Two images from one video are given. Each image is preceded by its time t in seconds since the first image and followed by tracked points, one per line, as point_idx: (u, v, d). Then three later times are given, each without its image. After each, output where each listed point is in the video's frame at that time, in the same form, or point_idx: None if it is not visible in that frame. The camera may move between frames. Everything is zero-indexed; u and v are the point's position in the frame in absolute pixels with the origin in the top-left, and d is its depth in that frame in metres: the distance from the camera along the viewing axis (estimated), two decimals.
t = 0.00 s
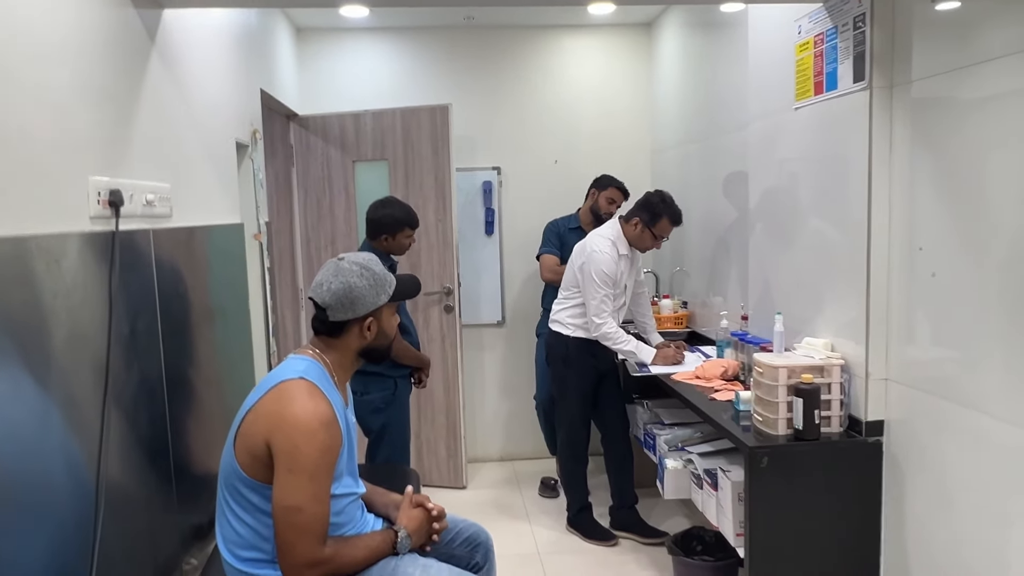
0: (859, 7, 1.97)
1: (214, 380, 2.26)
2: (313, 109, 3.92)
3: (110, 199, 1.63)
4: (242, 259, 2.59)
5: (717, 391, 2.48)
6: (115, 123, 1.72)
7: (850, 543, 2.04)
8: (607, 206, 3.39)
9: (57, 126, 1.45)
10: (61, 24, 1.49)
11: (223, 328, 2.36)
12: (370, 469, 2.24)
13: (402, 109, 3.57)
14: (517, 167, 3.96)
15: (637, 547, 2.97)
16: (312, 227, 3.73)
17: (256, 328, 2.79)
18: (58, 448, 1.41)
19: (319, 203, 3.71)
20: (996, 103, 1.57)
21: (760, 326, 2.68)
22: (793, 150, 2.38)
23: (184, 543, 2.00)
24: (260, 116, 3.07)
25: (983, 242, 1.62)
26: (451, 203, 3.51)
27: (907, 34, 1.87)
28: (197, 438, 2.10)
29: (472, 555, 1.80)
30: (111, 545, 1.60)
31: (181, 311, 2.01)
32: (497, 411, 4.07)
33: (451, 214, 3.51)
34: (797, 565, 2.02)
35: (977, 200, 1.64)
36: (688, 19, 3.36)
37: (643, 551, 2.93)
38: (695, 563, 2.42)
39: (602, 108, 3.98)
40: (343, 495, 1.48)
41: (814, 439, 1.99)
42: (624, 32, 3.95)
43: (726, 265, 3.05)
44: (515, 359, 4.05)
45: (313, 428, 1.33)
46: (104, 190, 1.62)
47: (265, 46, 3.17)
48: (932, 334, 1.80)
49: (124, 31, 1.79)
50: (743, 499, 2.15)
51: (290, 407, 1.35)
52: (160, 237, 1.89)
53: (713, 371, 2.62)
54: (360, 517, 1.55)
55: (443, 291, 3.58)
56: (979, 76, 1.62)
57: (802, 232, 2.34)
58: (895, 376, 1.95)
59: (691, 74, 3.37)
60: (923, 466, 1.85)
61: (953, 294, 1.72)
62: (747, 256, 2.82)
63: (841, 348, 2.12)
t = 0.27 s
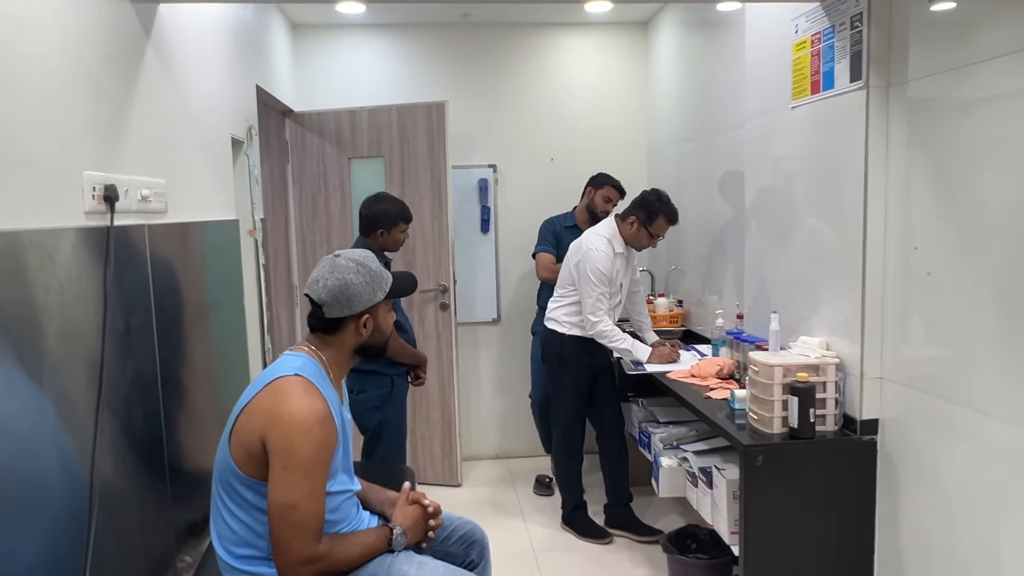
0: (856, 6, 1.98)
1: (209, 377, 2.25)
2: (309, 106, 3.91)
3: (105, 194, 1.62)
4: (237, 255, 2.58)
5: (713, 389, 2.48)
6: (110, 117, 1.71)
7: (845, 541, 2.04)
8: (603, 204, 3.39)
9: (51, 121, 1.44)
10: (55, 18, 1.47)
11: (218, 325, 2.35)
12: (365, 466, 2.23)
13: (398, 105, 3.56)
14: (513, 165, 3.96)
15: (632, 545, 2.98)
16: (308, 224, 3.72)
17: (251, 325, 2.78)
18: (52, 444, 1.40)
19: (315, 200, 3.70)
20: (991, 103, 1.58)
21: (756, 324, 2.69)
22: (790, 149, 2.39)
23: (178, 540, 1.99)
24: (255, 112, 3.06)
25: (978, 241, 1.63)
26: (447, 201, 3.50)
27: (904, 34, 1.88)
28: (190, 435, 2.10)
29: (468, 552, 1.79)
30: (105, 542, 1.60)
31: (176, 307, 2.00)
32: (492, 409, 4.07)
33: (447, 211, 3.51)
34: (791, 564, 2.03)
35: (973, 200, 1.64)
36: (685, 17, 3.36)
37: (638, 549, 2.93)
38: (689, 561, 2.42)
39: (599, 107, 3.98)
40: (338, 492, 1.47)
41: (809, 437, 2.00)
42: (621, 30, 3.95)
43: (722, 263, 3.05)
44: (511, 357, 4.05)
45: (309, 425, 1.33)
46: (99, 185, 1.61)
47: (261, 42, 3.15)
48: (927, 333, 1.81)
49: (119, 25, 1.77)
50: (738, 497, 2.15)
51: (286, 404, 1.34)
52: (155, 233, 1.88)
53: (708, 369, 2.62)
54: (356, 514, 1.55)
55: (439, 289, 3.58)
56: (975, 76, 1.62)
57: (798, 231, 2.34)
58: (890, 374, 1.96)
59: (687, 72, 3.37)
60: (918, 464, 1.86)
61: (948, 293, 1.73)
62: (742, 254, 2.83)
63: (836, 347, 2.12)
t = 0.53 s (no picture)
0: (849, 9, 1.99)
1: (200, 375, 2.24)
2: (302, 103, 3.89)
3: (97, 191, 1.61)
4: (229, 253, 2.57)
5: (705, 390, 2.49)
6: (102, 113, 1.70)
7: (835, 540, 2.06)
8: (596, 204, 3.40)
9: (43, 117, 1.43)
10: (47, 13, 1.46)
11: (209, 323, 2.34)
12: (358, 465, 2.23)
13: (391, 104, 3.55)
14: (506, 165, 3.96)
15: (623, 545, 2.98)
16: (300, 222, 3.71)
17: (242, 323, 2.77)
18: (42, 443, 1.39)
19: (307, 199, 3.69)
20: (983, 107, 1.59)
21: (748, 325, 2.70)
22: (782, 150, 2.40)
23: (168, 539, 1.98)
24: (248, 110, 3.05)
25: (969, 244, 1.64)
26: (439, 200, 3.50)
27: (896, 36, 1.89)
28: (182, 434, 2.08)
29: (460, 551, 1.79)
30: (95, 541, 1.59)
31: (167, 305, 1.99)
32: (484, 408, 4.07)
33: (440, 211, 3.50)
34: (782, 563, 2.04)
35: (964, 202, 1.66)
36: (678, 18, 3.38)
37: (629, 549, 2.94)
38: (681, 560, 2.43)
39: (592, 107, 3.99)
40: (330, 492, 1.47)
41: (800, 437, 2.01)
42: (614, 31, 3.96)
43: (714, 264, 3.06)
44: (503, 357, 4.05)
45: (301, 424, 1.33)
46: (91, 182, 1.60)
47: (254, 39, 3.14)
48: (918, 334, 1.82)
49: (112, 21, 1.76)
50: (729, 497, 2.16)
51: (278, 402, 1.34)
52: (147, 230, 1.87)
53: (700, 370, 2.63)
54: (348, 513, 1.54)
55: (431, 288, 3.57)
56: (967, 79, 1.63)
57: (790, 232, 2.35)
58: (880, 375, 1.98)
59: (681, 73, 3.38)
60: (908, 465, 1.87)
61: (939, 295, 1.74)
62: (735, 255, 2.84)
63: (828, 347, 2.14)
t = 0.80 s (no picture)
0: (837, 15, 2.00)
1: (185, 378, 2.22)
2: (291, 104, 3.87)
3: (83, 191, 1.59)
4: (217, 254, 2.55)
5: (693, 393, 2.50)
6: (89, 112, 1.68)
7: (821, 543, 2.07)
8: (585, 208, 3.41)
9: (29, 115, 1.42)
10: (34, 10, 1.45)
11: (196, 325, 2.32)
12: (345, 469, 2.22)
13: (381, 106, 3.54)
14: (496, 168, 3.96)
15: (611, 548, 2.98)
16: (289, 224, 3.69)
17: (229, 326, 2.75)
18: (26, 445, 1.37)
19: (296, 200, 3.67)
20: (968, 113, 1.61)
21: (736, 329, 2.71)
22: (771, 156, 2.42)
23: (153, 544, 1.96)
24: (236, 111, 3.03)
25: (954, 249, 1.66)
26: (429, 203, 3.49)
27: (883, 43, 1.91)
28: (166, 437, 2.06)
29: (448, 555, 1.78)
30: (79, 544, 1.57)
31: (152, 306, 1.97)
32: (472, 412, 4.06)
33: (429, 213, 3.50)
34: (769, 566, 2.05)
35: (949, 208, 1.67)
36: (668, 24, 3.39)
37: (617, 553, 2.94)
38: (668, 564, 2.43)
39: (582, 111, 4.00)
40: (317, 495, 1.46)
41: (787, 441, 2.02)
42: (604, 35, 3.97)
43: (702, 268, 3.07)
44: (491, 360, 4.04)
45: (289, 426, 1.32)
46: (77, 182, 1.58)
47: (243, 40, 3.12)
48: (904, 338, 1.84)
49: (100, 19, 1.75)
50: (717, 501, 2.16)
51: (265, 405, 1.33)
52: (133, 230, 1.85)
53: (688, 373, 2.64)
54: (335, 517, 1.53)
55: (420, 291, 3.56)
56: (953, 86, 1.65)
57: (778, 237, 2.37)
58: (866, 378, 1.99)
59: (670, 78, 3.40)
60: (894, 467, 1.89)
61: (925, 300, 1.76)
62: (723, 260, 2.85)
63: (815, 351, 2.15)
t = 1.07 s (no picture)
0: (830, 17, 2.01)
1: (175, 377, 2.20)
2: (283, 102, 3.85)
3: (72, 187, 1.58)
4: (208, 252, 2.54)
5: (685, 394, 2.50)
6: (79, 108, 1.67)
7: (812, 544, 2.07)
8: (576, 209, 3.40)
9: (18, 110, 1.40)
10: (25, 4, 1.43)
11: (186, 323, 2.31)
12: (336, 469, 2.21)
13: (374, 105, 3.53)
14: (489, 167, 3.95)
15: (603, 548, 2.98)
16: (280, 222, 3.68)
17: (220, 324, 2.73)
18: (13, 443, 1.36)
19: (288, 198, 3.66)
20: (959, 116, 1.62)
21: (728, 330, 2.72)
22: (763, 157, 2.43)
23: (141, 543, 1.94)
24: (228, 109, 3.01)
25: (945, 251, 1.66)
26: (421, 202, 3.48)
27: (876, 45, 1.92)
28: (156, 436, 2.05)
29: (439, 556, 1.77)
30: (66, 543, 1.55)
31: (142, 304, 1.96)
32: (464, 411, 4.05)
33: (422, 213, 3.49)
34: (760, 567, 2.05)
35: (941, 209, 1.68)
36: (661, 24, 3.40)
37: (608, 553, 2.94)
38: (660, 564, 2.43)
39: (575, 111, 4.00)
40: (307, 495, 1.45)
41: (779, 441, 2.02)
42: (598, 35, 3.97)
43: (695, 269, 3.08)
44: (483, 360, 4.04)
45: (280, 425, 1.31)
46: (66, 178, 1.57)
47: (235, 37, 3.10)
48: (895, 339, 1.85)
49: (90, 14, 1.73)
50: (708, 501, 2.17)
51: (256, 404, 1.32)
52: (123, 227, 1.84)
53: (680, 374, 2.65)
54: (326, 517, 1.52)
55: (412, 290, 3.55)
56: (945, 89, 1.66)
57: (770, 238, 2.38)
58: (857, 379, 2.00)
59: (663, 78, 3.40)
60: (885, 469, 1.89)
61: (916, 302, 1.77)
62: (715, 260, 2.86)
63: (807, 352, 2.16)
